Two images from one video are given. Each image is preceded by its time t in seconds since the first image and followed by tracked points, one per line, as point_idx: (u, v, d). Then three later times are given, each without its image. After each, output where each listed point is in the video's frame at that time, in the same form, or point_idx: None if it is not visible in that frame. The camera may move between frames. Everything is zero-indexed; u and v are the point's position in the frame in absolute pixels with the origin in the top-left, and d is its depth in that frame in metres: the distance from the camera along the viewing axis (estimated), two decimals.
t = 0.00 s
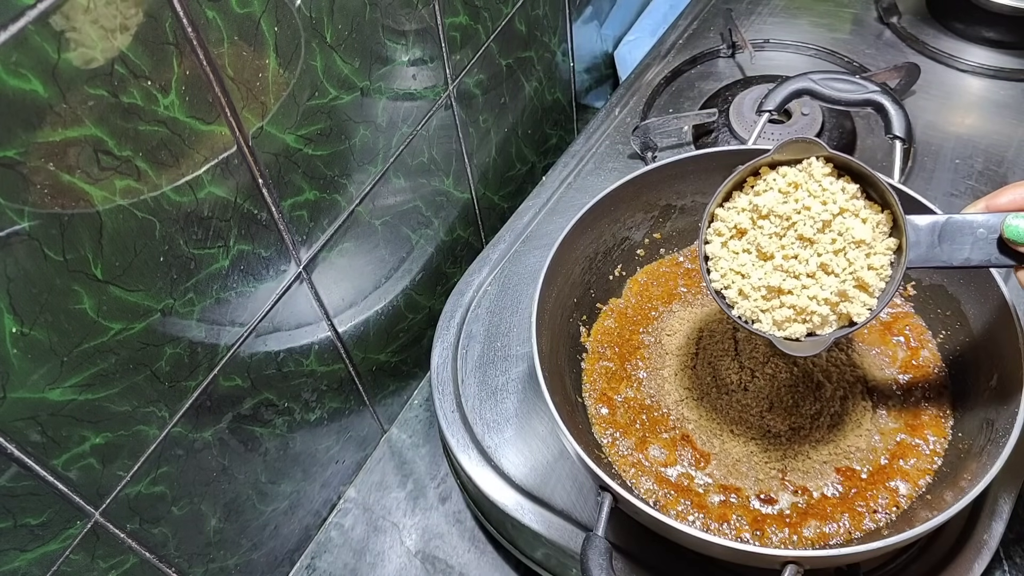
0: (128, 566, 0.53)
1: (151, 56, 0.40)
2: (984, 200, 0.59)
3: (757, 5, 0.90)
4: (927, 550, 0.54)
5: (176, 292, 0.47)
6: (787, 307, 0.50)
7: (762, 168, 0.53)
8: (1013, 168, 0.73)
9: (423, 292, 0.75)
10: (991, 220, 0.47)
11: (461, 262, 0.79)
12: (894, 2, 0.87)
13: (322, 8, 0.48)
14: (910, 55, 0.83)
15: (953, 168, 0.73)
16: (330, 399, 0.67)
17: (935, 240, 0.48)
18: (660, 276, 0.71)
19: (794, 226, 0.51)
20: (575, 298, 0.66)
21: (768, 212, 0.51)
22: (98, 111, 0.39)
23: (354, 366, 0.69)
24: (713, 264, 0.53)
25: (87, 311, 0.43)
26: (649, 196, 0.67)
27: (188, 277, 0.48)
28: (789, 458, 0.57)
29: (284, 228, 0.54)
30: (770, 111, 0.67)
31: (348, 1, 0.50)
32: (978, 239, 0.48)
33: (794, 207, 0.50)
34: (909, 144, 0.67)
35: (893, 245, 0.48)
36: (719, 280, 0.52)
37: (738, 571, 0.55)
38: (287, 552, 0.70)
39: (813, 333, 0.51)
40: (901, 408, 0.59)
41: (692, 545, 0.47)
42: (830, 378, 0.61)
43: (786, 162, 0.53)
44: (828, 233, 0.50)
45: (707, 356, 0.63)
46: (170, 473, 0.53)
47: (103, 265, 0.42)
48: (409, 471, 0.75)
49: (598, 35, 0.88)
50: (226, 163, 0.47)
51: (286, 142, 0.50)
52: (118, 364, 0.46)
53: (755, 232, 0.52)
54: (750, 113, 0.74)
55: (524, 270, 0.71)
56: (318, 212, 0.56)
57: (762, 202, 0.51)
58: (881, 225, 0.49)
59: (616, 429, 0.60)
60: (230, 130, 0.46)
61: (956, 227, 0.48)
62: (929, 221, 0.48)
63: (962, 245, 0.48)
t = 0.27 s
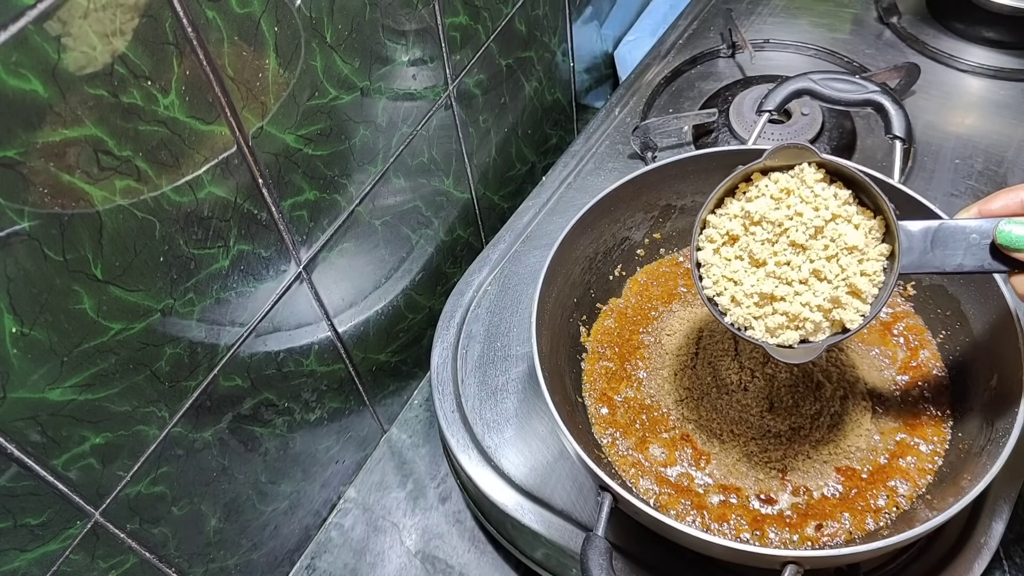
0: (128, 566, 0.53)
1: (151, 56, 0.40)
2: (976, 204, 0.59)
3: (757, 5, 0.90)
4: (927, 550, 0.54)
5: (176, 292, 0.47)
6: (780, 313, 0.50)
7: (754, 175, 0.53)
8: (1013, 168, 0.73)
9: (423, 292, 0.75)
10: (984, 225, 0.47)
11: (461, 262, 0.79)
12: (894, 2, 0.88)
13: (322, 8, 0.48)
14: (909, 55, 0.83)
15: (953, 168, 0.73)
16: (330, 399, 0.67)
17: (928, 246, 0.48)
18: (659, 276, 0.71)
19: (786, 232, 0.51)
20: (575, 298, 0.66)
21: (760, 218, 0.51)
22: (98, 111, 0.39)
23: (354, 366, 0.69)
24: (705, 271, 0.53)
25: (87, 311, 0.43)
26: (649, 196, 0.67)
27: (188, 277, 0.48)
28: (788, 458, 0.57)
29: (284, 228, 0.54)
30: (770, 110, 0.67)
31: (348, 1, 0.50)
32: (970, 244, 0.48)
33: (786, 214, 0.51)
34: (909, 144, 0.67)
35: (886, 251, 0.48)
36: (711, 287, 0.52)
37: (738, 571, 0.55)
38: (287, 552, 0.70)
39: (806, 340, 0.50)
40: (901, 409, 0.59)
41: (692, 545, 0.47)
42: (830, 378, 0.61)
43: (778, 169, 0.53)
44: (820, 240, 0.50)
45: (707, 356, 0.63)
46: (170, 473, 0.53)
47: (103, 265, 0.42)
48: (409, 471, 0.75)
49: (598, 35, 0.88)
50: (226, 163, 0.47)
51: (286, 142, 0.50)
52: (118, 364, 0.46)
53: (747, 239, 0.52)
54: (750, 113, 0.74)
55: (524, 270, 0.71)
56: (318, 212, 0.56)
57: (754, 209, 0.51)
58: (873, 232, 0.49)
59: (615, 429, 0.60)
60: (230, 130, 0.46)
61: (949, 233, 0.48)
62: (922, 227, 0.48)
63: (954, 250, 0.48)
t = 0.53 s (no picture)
0: (128, 566, 0.53)
1: (151, 56, 0.40)
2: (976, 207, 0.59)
3: (757, 5, 0.90)
4: (926, 551, 0.54)
5: (176, 292, 0.47)
6: (778, 315, 0.50)
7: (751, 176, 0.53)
8: (1013, 168, 0.73)
9: (423, 292, 0.75)
10: (983, 227, 0.48)
11: (461, 262, 0.79)
12: (894, 2, 0.87)
13: (322, 8, 0.48)
14: (910, 55, 0.83)
15: (953, 168, 0.73)
16: (330, 399, 0.67)
17: (927, 247, 0.48)
18: (659, 276, 0.71)
19: (784, 234, 0.51)
20: (575, 298, 0.66)
21: (757, 220, 0.51)
22: (98, 111, 0.39)
23: (354, 366, 0.69)
24: (702, 273, 0.53)
25: (87, 311, 0.43)
26: (649, 196, 0.67)
27: (188, 277, 0.48)
28: (788, 458, 0.57)
29: (284, 228, 0.54)
30: (770, 110, 0.67)
31: (348, 1, 0.50)
32: (970, 246, 0.48)
33: (783, 215, 0.51)
34: (909, 144, 0.67)
35: (884, 253, 0.48)
36: (708, 289, 0.52)
37: (738, 570, 0.55)
38: (287, 552, 0.70)
39: (804, 342, 0.50)
40: (901, 409, 0.59)
41: (692, 545, 0.47)
42: (830, 378, 0.61)
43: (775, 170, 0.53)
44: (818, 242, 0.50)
45: (706, 357, 0.63)
46: (170, 473, 0.53)
47: (103, 265, 0.42)
48: (409, 471, 0.75)
49: (598, 35, 0.88)
50: (226, 163, 0.47)
51: (286, 142, 0.50)
52: (118, 364, 0.46)
53: (744, 241, 0.52)
54: (750, 113, 0.74)
55: (524, 270, 0.71)
56: (318, 212, 0.56)
57: (751, 210, 0.51)
58: (871, 233, 0.49)
59: (615, 429, 0.60)
60: (230, 130, 0.46)
61: (948, 235, 0.48)
62: (920, 228, 0.48)
63: (953, 252, 0.48)
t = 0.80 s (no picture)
0: (128, 566, 0.53)
1: (151, 56, 0.40)
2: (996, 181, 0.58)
3: (758, 5, 0.90)
4: (926, 551, 0.54)
5: (176, 292, 0.47)
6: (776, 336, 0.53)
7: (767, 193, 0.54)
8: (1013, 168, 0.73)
9: (423, 292, 0.75)
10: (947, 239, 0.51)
11: (461, 262, 0.79)
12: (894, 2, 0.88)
13: (322, 8, 0.48)
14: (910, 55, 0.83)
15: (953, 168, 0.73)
16: (330, 399, 0.67)
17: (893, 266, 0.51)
18: (659, 276, 0.71)
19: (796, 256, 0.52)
20: (575, 298, 0.66)
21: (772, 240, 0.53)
22: (98, 111, 0.39)
23: (354, 366, 0.69)
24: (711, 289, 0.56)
25: (87, 311, 0.43)
26: (649, 196, 0.67)
27: (188, 276, 0.48)
28: (788, 459, 0.57)
29: (284, 228, 0.54)
30: (770, 110, 0.69)
31: (348, 1, 0.50)
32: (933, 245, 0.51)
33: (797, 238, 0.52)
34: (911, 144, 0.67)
35: (879, 292, 0.52)
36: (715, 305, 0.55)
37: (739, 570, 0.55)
38: (287, 552, 0.70)
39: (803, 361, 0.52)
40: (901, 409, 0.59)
41: (692, 545, 0.47)
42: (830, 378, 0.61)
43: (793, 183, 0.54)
44: (809, 249, 0.51)
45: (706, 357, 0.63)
46: (170, 473, 0.53)
47: (103, 265, 0.42)
48: (409, 471, 0.75)
49: (598, 35, 0.88)
50: (226, 163, 0.47)
51: (286, 142, 0.50)
52: (118, 364, 0.46)
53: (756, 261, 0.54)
54: (750, 113, 0.74)
55: (524, 270, 0.71)
56: (318, 212, 0.56)
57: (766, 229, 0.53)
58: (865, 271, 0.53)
59: (615, 429, 0.60)
60: (230, 130, 0.46)
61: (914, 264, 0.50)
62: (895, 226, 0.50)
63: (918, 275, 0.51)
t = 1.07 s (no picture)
0: (128, 566, 0.53)
1: (151, 56, 0.40)
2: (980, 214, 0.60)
3: (758, 5, 0.90)
4: (927, 550, 0.54)
5: (176, 292, 0.47)
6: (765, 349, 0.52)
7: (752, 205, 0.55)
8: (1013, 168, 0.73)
9: (423, 292, 0.75)
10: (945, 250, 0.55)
11: (461, 262, 0.79)
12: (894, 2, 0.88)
13: (322, 8, 0.48)
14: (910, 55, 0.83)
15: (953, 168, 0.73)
16: (330, 399, 0.67)
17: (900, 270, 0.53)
18: (659, 276, 0.71)
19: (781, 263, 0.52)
20: (575, 298, 0.66)
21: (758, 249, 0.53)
22: (98, 111, 0.39)
23: (354, 366, 0.69)
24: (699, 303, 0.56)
25: (87, 311, 0.43)
26: (649, 196, 0.67)
27: (188, 276, 0.48)
28: (788, 458, 0.57)
29: (284, 228, 0.54)
30: (770, 110, 0.69)
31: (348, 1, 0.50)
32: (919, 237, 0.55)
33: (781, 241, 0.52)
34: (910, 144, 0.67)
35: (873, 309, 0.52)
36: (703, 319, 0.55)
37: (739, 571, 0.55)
38: (287, 552, 0.70)
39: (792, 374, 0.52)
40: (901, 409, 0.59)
41: (693, 545, 0.47)
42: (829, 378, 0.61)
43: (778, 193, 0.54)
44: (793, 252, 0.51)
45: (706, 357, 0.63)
46: (170, 473, 0.53)
47: (103, 265, 0.42)
48: (409, 471, 0.75)
49: (598, 35, 0.88)
50: (226, 163, 0.47)
51: (286, 142, 0.50)
52: (118, 364, 0.46)
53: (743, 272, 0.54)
54: (750, 114, 0.74)
55: (524, 270, 0.71)
56: (318, 212, 0.56)
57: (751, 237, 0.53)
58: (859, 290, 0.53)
59: (616, 429, 0.60)
60: (230, 130, 0.46)
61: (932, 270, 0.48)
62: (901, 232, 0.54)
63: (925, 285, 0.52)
